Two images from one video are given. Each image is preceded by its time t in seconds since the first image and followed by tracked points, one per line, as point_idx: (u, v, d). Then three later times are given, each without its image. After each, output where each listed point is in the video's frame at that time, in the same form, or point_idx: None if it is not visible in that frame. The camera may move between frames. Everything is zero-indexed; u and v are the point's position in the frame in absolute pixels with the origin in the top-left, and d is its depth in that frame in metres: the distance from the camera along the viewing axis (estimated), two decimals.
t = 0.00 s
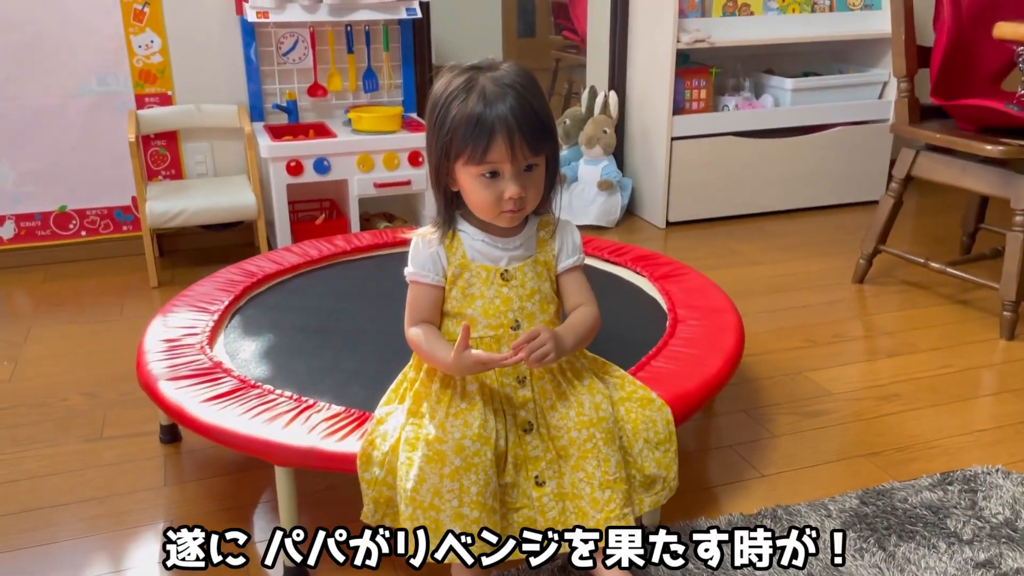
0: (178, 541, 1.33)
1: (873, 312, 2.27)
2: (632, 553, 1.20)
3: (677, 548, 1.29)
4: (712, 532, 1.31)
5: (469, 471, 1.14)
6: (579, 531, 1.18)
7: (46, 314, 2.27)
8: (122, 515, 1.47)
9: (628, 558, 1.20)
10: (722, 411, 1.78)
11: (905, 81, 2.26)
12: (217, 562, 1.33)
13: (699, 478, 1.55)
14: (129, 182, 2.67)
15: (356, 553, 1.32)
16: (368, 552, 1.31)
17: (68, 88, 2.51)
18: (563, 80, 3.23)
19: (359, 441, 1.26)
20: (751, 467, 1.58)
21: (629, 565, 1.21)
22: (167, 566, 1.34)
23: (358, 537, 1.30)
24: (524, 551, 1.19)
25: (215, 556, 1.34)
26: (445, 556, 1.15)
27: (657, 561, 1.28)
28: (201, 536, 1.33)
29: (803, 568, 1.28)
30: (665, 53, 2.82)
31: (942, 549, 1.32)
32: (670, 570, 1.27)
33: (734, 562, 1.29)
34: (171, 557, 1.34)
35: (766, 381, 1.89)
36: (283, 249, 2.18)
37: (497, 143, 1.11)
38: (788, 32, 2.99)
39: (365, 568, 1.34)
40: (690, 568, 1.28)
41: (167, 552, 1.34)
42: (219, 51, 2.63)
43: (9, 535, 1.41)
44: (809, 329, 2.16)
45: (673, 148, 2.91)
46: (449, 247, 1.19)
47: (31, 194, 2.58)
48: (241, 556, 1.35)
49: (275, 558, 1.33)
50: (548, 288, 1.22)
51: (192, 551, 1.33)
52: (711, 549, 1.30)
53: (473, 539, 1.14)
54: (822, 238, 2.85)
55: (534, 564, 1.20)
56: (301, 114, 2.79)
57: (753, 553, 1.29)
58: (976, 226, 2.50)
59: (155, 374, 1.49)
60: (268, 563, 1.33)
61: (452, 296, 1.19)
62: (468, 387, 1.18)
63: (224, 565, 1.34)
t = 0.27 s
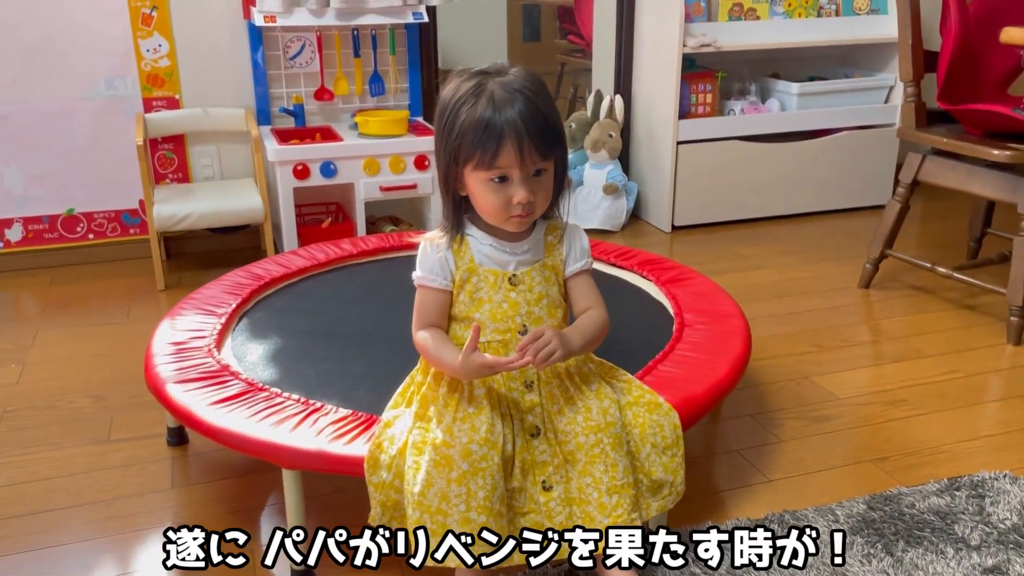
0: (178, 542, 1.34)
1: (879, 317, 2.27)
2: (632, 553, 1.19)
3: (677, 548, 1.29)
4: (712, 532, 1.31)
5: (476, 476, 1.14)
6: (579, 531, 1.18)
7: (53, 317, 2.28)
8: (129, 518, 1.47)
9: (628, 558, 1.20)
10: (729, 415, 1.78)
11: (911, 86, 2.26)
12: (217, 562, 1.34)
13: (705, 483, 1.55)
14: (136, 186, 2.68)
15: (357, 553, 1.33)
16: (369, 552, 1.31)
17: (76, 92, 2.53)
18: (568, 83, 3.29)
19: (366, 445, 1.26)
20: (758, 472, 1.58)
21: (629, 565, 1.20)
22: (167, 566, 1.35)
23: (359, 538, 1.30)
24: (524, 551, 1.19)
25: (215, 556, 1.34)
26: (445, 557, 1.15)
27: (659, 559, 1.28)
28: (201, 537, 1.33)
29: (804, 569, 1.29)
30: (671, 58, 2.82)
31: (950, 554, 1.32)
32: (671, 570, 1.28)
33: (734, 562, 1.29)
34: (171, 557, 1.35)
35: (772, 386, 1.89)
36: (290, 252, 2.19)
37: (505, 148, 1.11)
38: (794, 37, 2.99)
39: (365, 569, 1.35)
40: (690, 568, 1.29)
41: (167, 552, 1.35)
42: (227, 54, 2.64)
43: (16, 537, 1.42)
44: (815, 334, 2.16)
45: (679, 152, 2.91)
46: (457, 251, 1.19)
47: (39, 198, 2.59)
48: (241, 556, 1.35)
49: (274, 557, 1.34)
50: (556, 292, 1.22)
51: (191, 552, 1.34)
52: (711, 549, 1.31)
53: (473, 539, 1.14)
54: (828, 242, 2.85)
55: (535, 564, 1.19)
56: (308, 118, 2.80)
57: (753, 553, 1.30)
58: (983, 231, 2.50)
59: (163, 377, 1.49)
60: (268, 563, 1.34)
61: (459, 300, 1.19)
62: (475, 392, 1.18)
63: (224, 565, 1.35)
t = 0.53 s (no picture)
0: (177, 542, 1.34)
1: (886, 320, 2.26)
2: (632, 553, 1.18)
3: (677, 548, 1.28)
4: (712, 532, 1.30)
5: (484, 479, 1.14)
6: (579, 531, 1.18)
7: (60, 319, 2.28)
8: (136, 520, 1.47)
9: (628, 559, 1.18)
10: (735, 419, 1.78)
11: (919, 89, 2.25)
12: (216, 562, 1.35)
13: (712, 487, 1.55)
14: (143, 188, 2.68)
15: (356, 553, 1.32)
16: (369, 552, 1.30)
17: (83, 95, 2.53)
18: (574, 86, 3.26)
19: (373, 448, 1.26)
20: (765, 475, 1.58)
21: (629, 566, 1.19)
22: (167, 566, 1.35)
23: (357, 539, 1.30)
24: (524, 551, 1.18)
25: (214, 556, 1.35)
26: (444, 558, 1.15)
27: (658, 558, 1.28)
28: (200, 537, 1.34)
29: (804, 568, 1.30)
30: (677, 61, 2.82)
31: (958, 560, 1.31)
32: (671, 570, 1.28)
33: (734, 562, 1.29)
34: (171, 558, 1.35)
35: (779, 390, 1.89)
36: (297, 254, 2.19)
37: (515, 151, 1.11)
38: (801, 40, 2.98)
39: (365, 570, 1.35)
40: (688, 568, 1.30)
41: (167, 552, 1.35)
42: (234, 57, 2.65)
43: (22, 539, 1.42)
44: (822, 337, 2.15)
45: (685, 155, 2.90)
46: (465, 254, 1.19)
47: (46, 200, 2.60)
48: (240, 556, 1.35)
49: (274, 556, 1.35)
50: (564, 296, 1.22)
51: (191, 552, 1.34)
52: (711, 549, 1.30)
53: (473, 539, 1.13)
54: (835, 245, 2.85)
55: (535, 564, 1.18)
56: (314, 121, 2.80)
57: (753, 553, 1.29)
58: (990, 234, 2.49)
59: (170, 379, 1.49)
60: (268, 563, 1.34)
61: (467, 303, 1.19)
62: (483, 394, 1.18)
63: (223, 564, 1.36)
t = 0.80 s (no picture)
0: (177, 541, 1.34)
1: (892, 322, 2.25)
2: (632, 553, 1.17)
3: (677, 548, 1.25)
4: (713, 532, 1.29)
5: (487, 479, 1.13)
6: (579, 531, 1.17)
7: (63, 319, 2.28)
8: (138, 520, 1.46)
9: (628, 559, 1.17)
10: (741, 420, 1.77)
11: (926, 89, 2.24)
12: (216, 562, 1.34)
13: (718, 488, 1.54)
14: (147, 188, 2.68)
15: (357, 553, 1.32)
16: (369, 551, 1.30)
17: (88, 94, 2.53)
18: (579, 86, 3.28)
19: (376, 448, 1.26)
20: (770, 477, 1.57)
21: (629, 566, 1.17)
22: (167, 566, 1.35)
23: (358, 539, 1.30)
24: (524, 551, 1.17)
25: (214, 556, 1.34)
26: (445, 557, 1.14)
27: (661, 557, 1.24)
28: (201, 536, 1.33)
29: (803, 569, 1.29)
30: (682, 61, 2.81)
31: (966, 563, 1.30)
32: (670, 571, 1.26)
33: (735, 562, 1.28)
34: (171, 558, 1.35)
35: (785, 391, 1.88)
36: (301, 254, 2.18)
37: (521, 150, 1.10)
38: (807, 39, 2.97)
39: (366, 570, 1.34)
40: (687, 568, 1.28)
41: (168, 552, 1.35)
42: (238, 56, 2.64)
43: (24, 539, 1.41)
44: (828, 338, 2.14)
45: (690, 155, 2.89)
46: (470, 253, 1.18)
47: (50, 199, 2.60)
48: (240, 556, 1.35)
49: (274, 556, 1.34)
50: (569, 295, 1.21)
51: (191, 551, 1.34)
52: (711, 549, 1.29)
53: (473, 539, 1.13)
54: (841, 246, 2.83)
55: (535, 565, 1.17)
56: (318, 121, 2.80)
57: (753, 553, 1.28)
58: (997, 235, 2.47)
59: (173, 379, 1.48)
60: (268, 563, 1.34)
61: (472, 302, 1.18)
62: (487, 394, 1.17)
63: (224, 564, 1.35)
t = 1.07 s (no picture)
0: (178, 541, 1.34)
1: (894, 322, 2.25)
2: (632, 553, 1.16)
3: (677, 548, 1.25)
4: (713, 532, 1.29)
5: (488, 477, 1.13)
6: (579, 531, 1.17)
7: (68, 318, 2.29)
8: (141, 518, 1.47)
9: (628, 559, 1.17)
10: (743, 420, 1.77)
11: (928, 89, 2.24)
12: (216, 562, 1.35)
13: (719, 488, 1.54)
14: (151, 188, 2.69)
15: (356, 553, 1.32)
16: (369, 551, 1.31)
17: (92, 95, 2.54)
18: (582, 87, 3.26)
19: (378, 447, 1.26)
20: (771, 476, 1.57)
21: (629, 566, 1.17)
22: (167, 566, 1.35)
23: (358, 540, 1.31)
24: (524, 551, 1.18)
25: (215, 555, 1.35)
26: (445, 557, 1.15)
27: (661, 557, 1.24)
28: (201, 535, 1.34)
29: (804, 569, 1.29)
30: (685, 61, 2.81)
31: (967, 563, 1.30)
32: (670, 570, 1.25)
33: (735, 562, 1.28)
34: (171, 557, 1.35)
35: (788, 391, 1.88)
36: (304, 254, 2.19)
37: (522, 151, 1.10)
38: (810, 39, 2.97)
39: (366, 570, 1.34)
40: (688, 568, 1.29)
41: (167, 552, 1.35)
42: (242, 57, 2.65)
43: (27, 537, 1.42)
44: (830, 338, 2.14)
45: (693, 155, 2.89)
46: (472, 252, 1.18)
47: (55, 199, 2.61)
48: (240, 556, 1.36)
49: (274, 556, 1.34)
50: (571, 295, 1.21)
51: (192, 551, 1.34)
52: (711, 549, 1.29)
53: (473, 539, 1.13)
54: (843, 246, 2.83)
55: (535, 564, 1.18)
56: (321, 121, 2.81)
57: (753, 553, 1.29)
58: (1000, 236, 2.47)
59: (177, 378, 1.49)
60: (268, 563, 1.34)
61: (474, 301, 1.19)
62: (489, 392, 1.17)
63: (224, 564, 1.36)
